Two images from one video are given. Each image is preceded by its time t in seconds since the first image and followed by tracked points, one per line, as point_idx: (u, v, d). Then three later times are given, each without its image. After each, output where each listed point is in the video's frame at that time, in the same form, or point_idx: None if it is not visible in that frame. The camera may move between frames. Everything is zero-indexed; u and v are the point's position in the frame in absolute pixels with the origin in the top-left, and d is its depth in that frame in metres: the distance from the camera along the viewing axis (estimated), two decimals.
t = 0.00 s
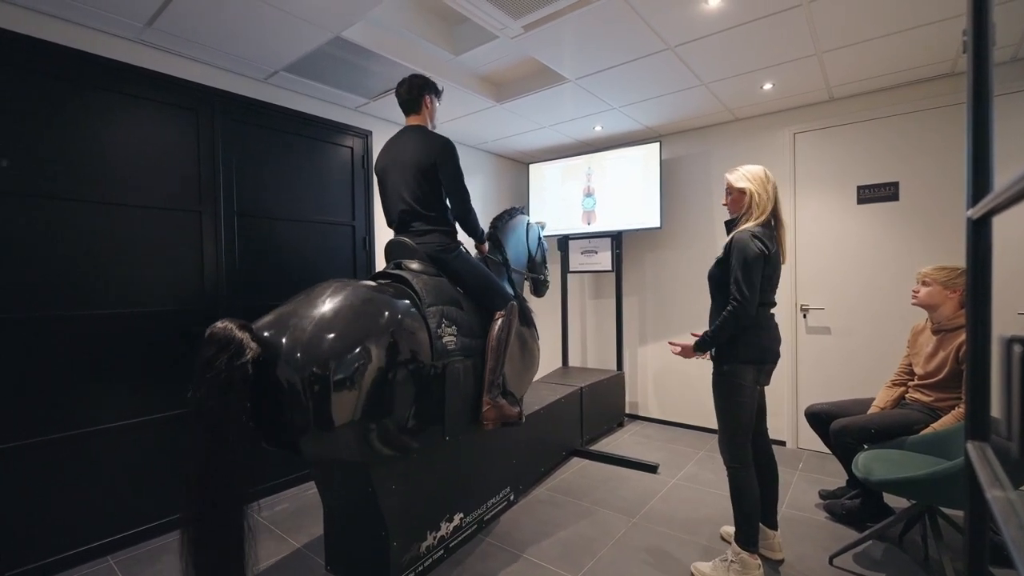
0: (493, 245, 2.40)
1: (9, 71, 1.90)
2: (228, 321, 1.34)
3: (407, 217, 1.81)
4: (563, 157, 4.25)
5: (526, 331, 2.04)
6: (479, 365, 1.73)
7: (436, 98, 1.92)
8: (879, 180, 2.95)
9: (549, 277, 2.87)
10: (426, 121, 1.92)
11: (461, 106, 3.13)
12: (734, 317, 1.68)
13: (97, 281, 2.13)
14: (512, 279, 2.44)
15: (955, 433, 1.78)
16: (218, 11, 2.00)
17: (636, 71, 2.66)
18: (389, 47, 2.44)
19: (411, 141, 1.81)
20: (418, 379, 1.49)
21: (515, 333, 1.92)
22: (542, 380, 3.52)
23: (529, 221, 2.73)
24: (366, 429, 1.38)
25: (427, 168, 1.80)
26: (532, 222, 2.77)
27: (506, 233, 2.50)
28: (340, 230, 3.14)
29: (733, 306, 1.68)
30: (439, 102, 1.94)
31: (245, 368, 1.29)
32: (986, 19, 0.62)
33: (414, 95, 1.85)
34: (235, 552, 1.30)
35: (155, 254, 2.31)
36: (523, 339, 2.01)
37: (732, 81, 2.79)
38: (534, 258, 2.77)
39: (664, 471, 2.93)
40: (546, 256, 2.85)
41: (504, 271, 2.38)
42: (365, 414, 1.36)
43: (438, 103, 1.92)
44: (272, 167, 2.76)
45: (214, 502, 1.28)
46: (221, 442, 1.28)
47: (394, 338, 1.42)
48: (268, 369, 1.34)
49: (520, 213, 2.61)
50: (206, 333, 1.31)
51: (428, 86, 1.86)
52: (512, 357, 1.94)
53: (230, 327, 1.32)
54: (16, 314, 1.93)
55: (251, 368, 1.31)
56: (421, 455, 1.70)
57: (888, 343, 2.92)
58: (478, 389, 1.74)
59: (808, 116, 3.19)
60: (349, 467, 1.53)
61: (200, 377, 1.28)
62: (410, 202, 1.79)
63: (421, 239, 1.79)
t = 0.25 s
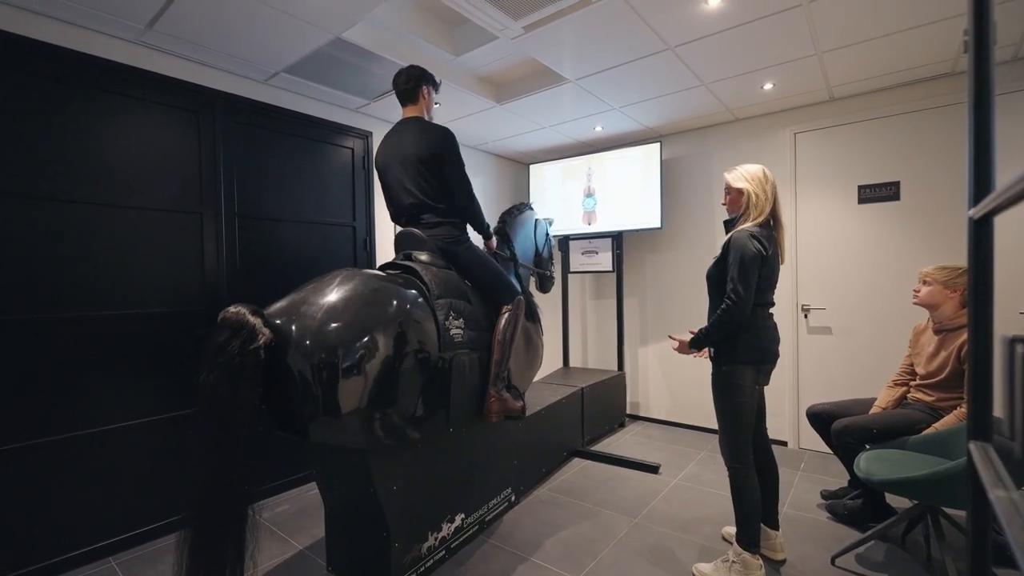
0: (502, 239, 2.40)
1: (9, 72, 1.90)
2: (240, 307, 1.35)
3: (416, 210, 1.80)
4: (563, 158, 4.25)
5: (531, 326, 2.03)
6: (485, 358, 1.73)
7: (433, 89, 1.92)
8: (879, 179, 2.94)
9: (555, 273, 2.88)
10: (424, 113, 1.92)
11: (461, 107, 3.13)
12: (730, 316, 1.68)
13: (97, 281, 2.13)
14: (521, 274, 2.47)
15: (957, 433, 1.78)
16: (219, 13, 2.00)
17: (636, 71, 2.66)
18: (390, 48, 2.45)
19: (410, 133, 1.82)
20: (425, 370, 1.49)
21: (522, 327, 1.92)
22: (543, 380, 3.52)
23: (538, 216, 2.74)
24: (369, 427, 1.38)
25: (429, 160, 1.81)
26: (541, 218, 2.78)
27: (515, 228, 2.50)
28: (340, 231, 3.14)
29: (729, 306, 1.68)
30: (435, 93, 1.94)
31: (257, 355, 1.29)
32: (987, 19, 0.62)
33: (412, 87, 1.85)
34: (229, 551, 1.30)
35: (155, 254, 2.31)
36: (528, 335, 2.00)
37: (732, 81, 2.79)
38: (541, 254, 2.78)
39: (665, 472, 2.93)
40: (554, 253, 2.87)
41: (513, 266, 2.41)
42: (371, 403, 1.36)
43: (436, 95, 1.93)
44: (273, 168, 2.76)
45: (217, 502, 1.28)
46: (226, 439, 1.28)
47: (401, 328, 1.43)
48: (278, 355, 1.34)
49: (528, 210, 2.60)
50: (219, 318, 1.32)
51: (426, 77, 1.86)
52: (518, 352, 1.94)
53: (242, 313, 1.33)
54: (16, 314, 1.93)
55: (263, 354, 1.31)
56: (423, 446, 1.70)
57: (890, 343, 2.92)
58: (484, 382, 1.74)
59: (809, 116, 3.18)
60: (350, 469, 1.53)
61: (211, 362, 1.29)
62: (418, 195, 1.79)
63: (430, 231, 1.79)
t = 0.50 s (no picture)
0: (504, 248, 2.40)
1: (9, 73, 1.91)
2: (232, 329, 1.34)
3: (417, 220, 1.80)
4: (563, 158, 4.26)
5: (531, 337, 2.04)
6: (483, 373, 1.73)
7: (433, 100, 1.92)
8: (881, 179, 2.94)
9: (561, 281, 2.88)
10: (426, 124, 1.93)
11: (461, 108, 3.14)
12: (740, 318, 1.69)
13: (97, 281, 2.13)
14: (522, 284, 2.45)
15: (958, 433, 1.78)
16: (221, 14, 2.01)
17: (637, 71, 2.66)
18: (391, 48, 2.45)
19: (410, 144, 1.82)
20: (422, 387, 1.49)
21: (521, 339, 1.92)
22: (545, 381, 3.52)
23: (545, 221, 2.73)
24: (367, 441, 1.38)
25: (429, 171, 1.81)
26: (548, 224, 2.77)
27: (520, 235, 2.50)
28: (341, 232, 3.14)
29: (738, 310, 1.69)
30: (435, 104, 1.94)
31: (250, 379, 1.29)
32: (988, 19, 0.62)
33: (412, 98, 1.85)
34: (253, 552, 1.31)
35: (155, 255, 2.31)
36: (527, 346, 2.01)
37: (733, 81, 2.79)
38: (547, 261, 2.77)
39: (666, 472, 2.93)
40: (560, 259, 2.87)
41: (514, 277, 2.38)
42: (366, 421, 1.37)
43: (437, 106, 1.93)
44: (273, 167, 2.76)
45: (223, 502, 1.28)
46: (227, 438, 1.28)
47: (398, 346, 1.43)
48: (271, 377, 1.34)
49: (535, 215, 2.61)
50: (211, 341, 1.31)
51: (426, 88, 1.86)
52: (516, 365, 1.94)
53: (234, 336, 1.32)
54: (16, 314, 1.93)
55: (255, 378, 1.30)
56: (423, 463, 1.69)
57: (890, 343, 2.91)
58: (481, 398, 1.75)
59: (810, 116, 3.18)
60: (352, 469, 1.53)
61: (204, 385, 1.29)
62: (417, 205, 1.80)
63: (429, 244, 1.78)
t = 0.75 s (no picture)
0: (507, 250, 2.39)
1: (10, 74, 1.91)
2: (233, 331, 1.34)
3: (419, 221, 1.80)
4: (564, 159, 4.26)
5: (531, 339, 2.04)
6: (483, 374, 1.73)
7: (438, 101, 1.93)
8: (882, 180, 2.93)
9: (567, 282, 2.88)
10: (429, 126, 1.93)
11: (462, 109, 3.14)
12: (744, 319, 1.68)
13: (97, 281, 2.14)
14: (523, 288, 2.45)
15: (960, 434, 1.77)
16: (223, 15, 2.01)
17: (637, 72, 2.66)
18: (392, 49, 2.45)
19: (416, 143, 1.83)
20: (422, 389, 1.49)
21: (522, 340, 1.93)
22: (546, 381, 3.52)
23: (550, 222, 2.73)
24: (368, 443, 1.38)
25: (432, 171, 1.81)
26: (553, 225, 2.77)
27: (525, 236, 2.50)
28: (342, 233, 3.15)
29: (741, 312, 1.68)
30: (440, 105, 1.94)
31: (250, 381, 1.29)
32: (989, 19, 0.62)
33: (416, 100, 1.85)
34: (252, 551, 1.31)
35: (155, 255, 2.32)
36: (528, 348, 2.01)
37: (734, 82, 2.79)
38: (552, 262, 2.78)
39: (667, 473, 2.92)
40: (567, 260, 2.87)
41: (514, 282, 2.38)
42: (367, 422, 1.37)
43: (441, 107, 1.93)
44: (273, 169, 2.77)
45: (223, 500, 1.29)
46: (227, 440, 1.28)
47: (399, 347, 1.43)
48: (272, 379, 1.34)
49: (542, 217, 2.59)
50: (213, 342, 1.32)
51: (430, 89, 1.86)
52: (518, 366, 1.94)
53: (235, 337, 1.32)
54: (17, 314, 1.93)
55: (256, 379, 1.30)
56: (423, 466, 1.70)
57: (892, 343, 2.91)
58: (482, 399, 1.75)
59: (812, 116, 3.18)
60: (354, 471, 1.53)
61: (205, 388, 1.29)
62: (418, 206, 1.79)
63: (430, 245, 1.78)
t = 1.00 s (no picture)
0: (505, 244, 2.42)
1: (10, 74, 1.91)
2: (241, 311, 1.35)
3: (419, 213, 1.81)
4: (564, 160, 4.26)
5: (532, 330, 2.04)
6: (486, 362, 1.73)
7: (439, 92, 1.93)
8: (882, 181, 2.94)
9: (566, 276, 2.88)
10: (430, 116, 1.92)
11: (462, 110, 3.14)
12: (742, 321, 1.67)
13: (97, 281, 2.14)
14: (522, 279, 2.46)
15: (961, 434, 1.77)
16: (223, 17, 2.02)
17: (637, 73, 2.66)
18: (392, 49, 2.46)
19: (415, 136, 1.81)
20: (426, 374, 1.49)
21: (523, 330, 1.93)
22: (546, 382, 3.52)
23: (549, 217, 2.73)
24: (370, 426, 1.39)
25: (432, 163, 1.80)
26: (553, 221, 2.77)
27: (523, 230, 2.50)
28: (343, 233, 3.15)
29: (738, 313, 1.68)
30: (442, 96, 1.94)
31: (258, 359, 1.29)
32: (989, 20, 0.62)
33: (418, 89, 1.85)
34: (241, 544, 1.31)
35: (155, 255, 2.31)
36: (529, 338, 2.01)
37: (734, 82, 2.79)
38: (551, 256, 2.78)
39: (668, 474, 2.92)
40: (565, 254, 2.87)
41: (513, 272, 2.40)
42: (371, 407, 1.36)
43: (442, 98, 1.93)
44: (274, 170, 2.77)
45: (222, 499, 1.28)
46: (228, 440, 1.28)
47: (402, 332, 1.43)
48: (278, 361, 1.34)
49: (540, 212, 2.60)
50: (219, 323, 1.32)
51: (432, 80, 1.86)
52: (519, 355, 1.94)
53: (243, 317, 1.33)
54: (16, 314, 1.93)
55: (263, 359, 1.30)
56: (424, 449, 1.70)
57: (892, 344, 2.91)
58: (485, 387, 1.74)
59: (811, 117, 3.18)
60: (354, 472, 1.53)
61: (211, 369, 1.29)
62: (416, 198, 1.79)
63: (431, 235, 1.79)
